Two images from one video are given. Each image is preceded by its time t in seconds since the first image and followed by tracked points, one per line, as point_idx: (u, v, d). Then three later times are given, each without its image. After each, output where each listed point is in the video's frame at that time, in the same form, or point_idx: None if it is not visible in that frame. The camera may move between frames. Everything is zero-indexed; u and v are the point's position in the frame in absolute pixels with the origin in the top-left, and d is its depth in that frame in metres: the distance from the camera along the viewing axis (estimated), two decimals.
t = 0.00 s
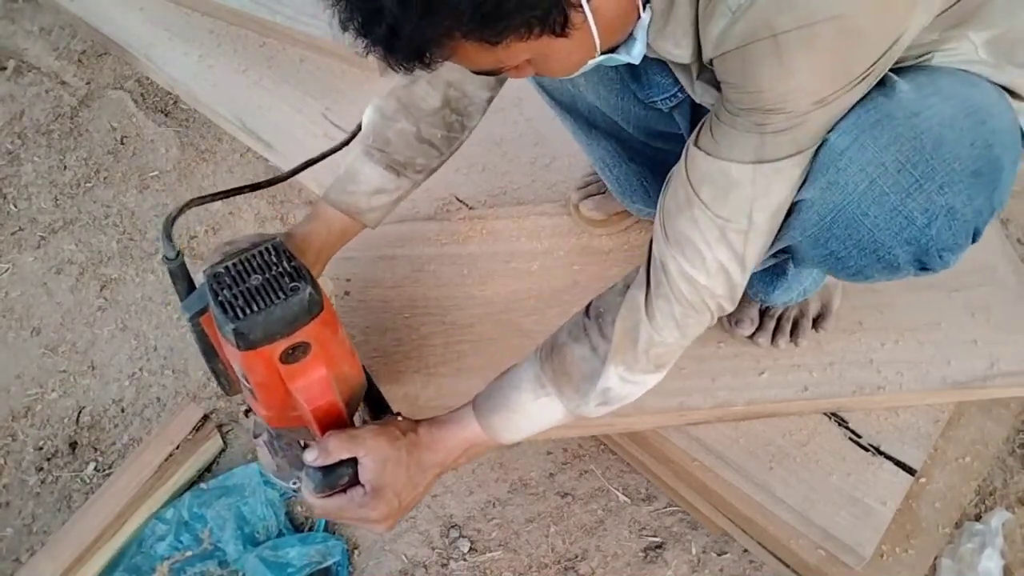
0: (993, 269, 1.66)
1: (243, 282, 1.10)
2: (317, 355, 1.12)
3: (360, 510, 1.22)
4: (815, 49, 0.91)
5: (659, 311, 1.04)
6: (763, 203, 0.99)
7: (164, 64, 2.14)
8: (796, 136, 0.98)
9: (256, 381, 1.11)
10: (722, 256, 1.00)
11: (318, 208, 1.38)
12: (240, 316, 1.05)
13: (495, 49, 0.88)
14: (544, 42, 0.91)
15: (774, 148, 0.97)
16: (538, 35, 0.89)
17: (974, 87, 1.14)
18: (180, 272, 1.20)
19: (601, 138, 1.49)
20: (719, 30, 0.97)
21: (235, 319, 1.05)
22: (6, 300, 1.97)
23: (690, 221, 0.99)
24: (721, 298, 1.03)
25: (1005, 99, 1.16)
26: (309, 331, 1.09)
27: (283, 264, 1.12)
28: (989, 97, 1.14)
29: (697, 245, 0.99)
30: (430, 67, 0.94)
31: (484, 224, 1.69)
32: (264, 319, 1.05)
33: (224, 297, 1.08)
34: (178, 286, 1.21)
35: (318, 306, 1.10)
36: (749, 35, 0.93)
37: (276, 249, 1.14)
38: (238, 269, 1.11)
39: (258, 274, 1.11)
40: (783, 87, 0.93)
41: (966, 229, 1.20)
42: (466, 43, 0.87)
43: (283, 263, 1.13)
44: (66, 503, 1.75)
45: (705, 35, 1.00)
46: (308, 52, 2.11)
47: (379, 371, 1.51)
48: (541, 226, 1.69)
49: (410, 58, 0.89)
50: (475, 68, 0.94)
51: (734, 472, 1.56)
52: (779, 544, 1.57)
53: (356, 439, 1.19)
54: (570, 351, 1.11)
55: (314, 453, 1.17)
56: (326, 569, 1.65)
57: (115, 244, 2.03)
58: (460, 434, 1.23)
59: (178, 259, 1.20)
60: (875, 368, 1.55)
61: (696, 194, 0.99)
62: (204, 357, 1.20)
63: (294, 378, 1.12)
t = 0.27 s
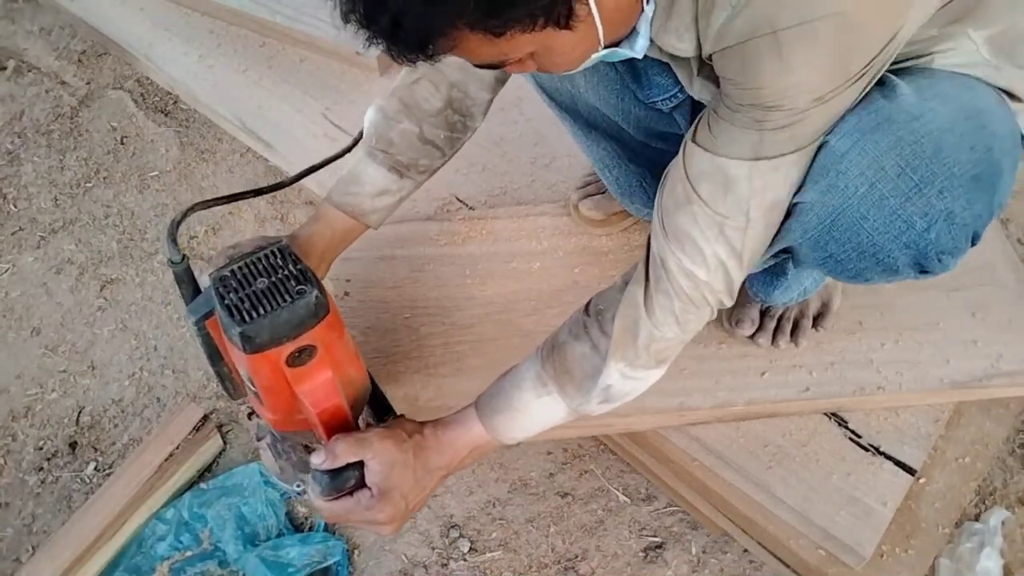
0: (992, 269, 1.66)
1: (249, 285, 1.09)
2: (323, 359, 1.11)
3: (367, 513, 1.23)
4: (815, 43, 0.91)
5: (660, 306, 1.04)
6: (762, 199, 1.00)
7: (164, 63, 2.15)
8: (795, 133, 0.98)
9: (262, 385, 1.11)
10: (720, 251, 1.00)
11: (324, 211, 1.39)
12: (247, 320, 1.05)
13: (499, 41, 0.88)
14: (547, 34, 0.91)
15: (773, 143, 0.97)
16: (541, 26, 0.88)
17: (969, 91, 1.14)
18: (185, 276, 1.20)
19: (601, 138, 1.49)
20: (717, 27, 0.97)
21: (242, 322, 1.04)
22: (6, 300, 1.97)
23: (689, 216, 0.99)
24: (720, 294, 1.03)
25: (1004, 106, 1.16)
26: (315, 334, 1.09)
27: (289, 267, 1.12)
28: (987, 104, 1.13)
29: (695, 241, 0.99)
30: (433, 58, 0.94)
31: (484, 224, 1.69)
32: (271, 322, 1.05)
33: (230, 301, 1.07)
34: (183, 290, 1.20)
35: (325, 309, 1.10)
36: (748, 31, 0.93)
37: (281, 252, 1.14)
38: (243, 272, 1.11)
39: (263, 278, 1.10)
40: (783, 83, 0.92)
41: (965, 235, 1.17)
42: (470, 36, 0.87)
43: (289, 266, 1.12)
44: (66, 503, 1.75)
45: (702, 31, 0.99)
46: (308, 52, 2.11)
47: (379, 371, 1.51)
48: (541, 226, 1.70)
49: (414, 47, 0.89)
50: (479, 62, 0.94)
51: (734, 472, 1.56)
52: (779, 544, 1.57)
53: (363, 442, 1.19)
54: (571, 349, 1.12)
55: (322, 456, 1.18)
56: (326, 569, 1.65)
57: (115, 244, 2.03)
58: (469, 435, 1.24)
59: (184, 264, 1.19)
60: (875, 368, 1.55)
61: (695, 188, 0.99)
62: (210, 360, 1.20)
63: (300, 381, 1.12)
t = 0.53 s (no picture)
0: (992, 268, 1.66)
1: (253, 288, 1.09)
2: (328, 361, 1.12)
3: (375, 513, 1.22)
4: (823, 42, 0.91)
5: (664, 306, 1.04)
6: (767, 200, 1.00)
7: (164, 63, 2.15)
8: (801, 132, 0.98)
9: (267, 388, 1.11)
10: (724, 249, 1.00)
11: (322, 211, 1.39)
12: (252, 323, 1.05)
13: (507, 45, 0.88)
14: (555, 38, 0.90)
15: (778, 143, 0.97)
16: (549, 30, 0.88)
17: (973, 90, 1.13)
18: (188, 281, 1.20)
19: (601, 139, 1.49)
20: (722, 28, 0.96)
21: (247, 326, 1.05)
22: (6, 300, 1.97)
23: (694, 216, 1.00)
24: (726, 293, 1.03)
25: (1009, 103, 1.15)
26: (320, 335, 1.09)
27: (292, 269, 1.12)
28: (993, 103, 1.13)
29: (699, 239, 1.00)
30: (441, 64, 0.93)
31: (484, 225, 1.69)
32: (276, 325, 1.05)
33: (235, 305, 1.07)
34: (185, 295, 1.21)
35: (330, 311, 1.10)
36: (752, 32, 0.93)
37: (284, 254, 1.14)
38: (247, 275, 1.11)
39: (267, 280, 1.10)
40: (790, 83, 0.92)
41: (972, 235, 1.17)
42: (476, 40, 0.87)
43: (292, 268, 1.12)
44: (66, 503, 1.75)
45: (707, 27, 0.99)
46: (308, 52, 2.11)
47: (379, 371, 1.51)
48: (540, 227, 1.70)
49: (421, 55, 0.89)
50: (484, 65, 0.94)
51: (734, 472, 1.56)
52: (779, 544, 1.57)
53: (370, 442, 1.19)
54: (576, 349, 1.12)
55: (329, 458, 1.17)
56: (326, 568, 1.65)
57: (115, 244, 2.03)
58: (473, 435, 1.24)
59: (186, 268, 1.19)
60: (875, 368, 1.55)
61: (699, 188, 0.99)
62: (214, 365, 1.20)
63: (306, 383, 1.12)
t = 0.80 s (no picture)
0: (992, 268, 1.66)
1: (258, 289, 1.08)
2: (331, 364, 1.12)
3: (374, 519, 1.23)
4: (844, 32, 0.91)
5: (675, 311, 1.02)
6: (785, 196, 0.99)
7: (164, 64, 2.14)
8: (823, 124, 0.98)
9: (270, 389, 1.11)
10: (741, 254, 0.99)
11: (332, 211, 1.39)
12: (255, 325, 1.04)
13: (524, 47, 0.88)
14: (571, 38, 0.91)
15: (799, 137, 0.98)
16: (566, 30, 0.88)
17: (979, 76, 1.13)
18: (193, 279, 1.21)
19: (605, 137, 1.50)
20: (742, 23, 0.98)
21: (251, 327, 1.04)
22: (6, 300, 1.97)
23: (711, 218, 0.98)
24: (739, 299, 1.02)
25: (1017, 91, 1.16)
26: (324, 338, 1.09)
27: (299, 271, 1.11)
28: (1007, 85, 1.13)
29: (716, 242, 0.98)
30: (458, 68, 0.94)
31: (484, 225, 1.70)
32: (280, 327, 1.05)
33: (239, 305, 1.06)
34: (191, 293, 1.22)
35: (335, 314, 1.09)
36: (770, 27, 0.95)
37: (291, 256, 1.13)
38: (253, 276, 1.10)
39: (273, 281, 1.09)
40: (811, 74, 0.93)
41: (994, 213, 1.18)
42: (497, 42, 0.87)
43: (298, 270, 1.11)
44: (66, 503, 1.75)
45: (725, 27, 1.00)
46: (308, 52, 2.11)
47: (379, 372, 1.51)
48: (540, 227, 1.70)
49: (441, 57, 0.89)
50: (501, 67, 0.94)
51: (734, 472, 1.56)
52: (779, 544, 1.57)
53: (371, 447, 1.19)
54: (582, 357, 1.11)
55: (331, 463, 1.18)
56: (326, 568, 1.65)
57: (115, 244, 2.03)
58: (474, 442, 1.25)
59: (191, 266, 1.21)
60: (874, 368, 1.55)
61: (717, 188, 0.98)
62: (218, 364, 1.20)
63: (308, 385, 1.12)
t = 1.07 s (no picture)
0: (991, 268, 1.66)
1: (261, 287, 1.09)
2: (334, 363, 1.12)
3: (376, 521, 1.23)
4: (851, 23, 0.91)
5: (681, 305, 1.03)
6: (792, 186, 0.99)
7: (164, 64, 2.14)
8: (831, 116, 0.98)
9: (273, 388, 1.11)
10: (747, 247, 0.99)
11: (335, 209, 1.39)
12: (258, 323, 1.04)
13: (532, 22, 0.88)
14: (577, 14, 0.90)
15: (804, 129, 0.97)
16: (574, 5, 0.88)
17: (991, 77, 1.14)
18: (197, 277, 1.21)
19: (607, 130, 1.50)
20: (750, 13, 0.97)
21: (254, 325, 1.04)
22: (6, 300, 1.97)
23: (715, 210, 0.99)
24: (742, 293, 1.03)
25: None
26: (327, 338, 1.09)
27: (303, 270, 1.11)
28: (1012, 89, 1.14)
29: (720, 236, 0.99)
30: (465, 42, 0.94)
31: (483, 226, 1.69)
32: (283, 325, 1.05)
33: (243, 303, 1.06)
34: (193, 290, 1.22)
35: (338, 314, 1.09)
36: (779, 15, 0.94)
37: (295, 254, 1.13)
38: (257, 274, 1.10)
39: (277, 280, 1.09)
40: (816, 67, 0.93)
41: (1000, 209, 1.17)
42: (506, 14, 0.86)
43: (302, 269, 1.11)
44: (66, 503, 1.75)
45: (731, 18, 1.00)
46: (308, 52, 2.11)
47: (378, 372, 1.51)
48: (540, 227, 1.70)
49: (447, 29, 0.89)
50: (505, 45, 0.93)
51: (734, 472, 1.56)
52: (779, 544, 1.57)
53: (374, 448, 1.19)
54: (588, 355, 1.11)
55: (332, 462, 1.18)
56: (326, 568, 1.65)
57: (115, 244, 2.03)
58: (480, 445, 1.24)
59: (195, 263, 1.20)
60: (875, 368, 1.55)
61: (721, 181, 0.98)
62: (222, 361, 1.20)
63: (311, 386, 1.12)
